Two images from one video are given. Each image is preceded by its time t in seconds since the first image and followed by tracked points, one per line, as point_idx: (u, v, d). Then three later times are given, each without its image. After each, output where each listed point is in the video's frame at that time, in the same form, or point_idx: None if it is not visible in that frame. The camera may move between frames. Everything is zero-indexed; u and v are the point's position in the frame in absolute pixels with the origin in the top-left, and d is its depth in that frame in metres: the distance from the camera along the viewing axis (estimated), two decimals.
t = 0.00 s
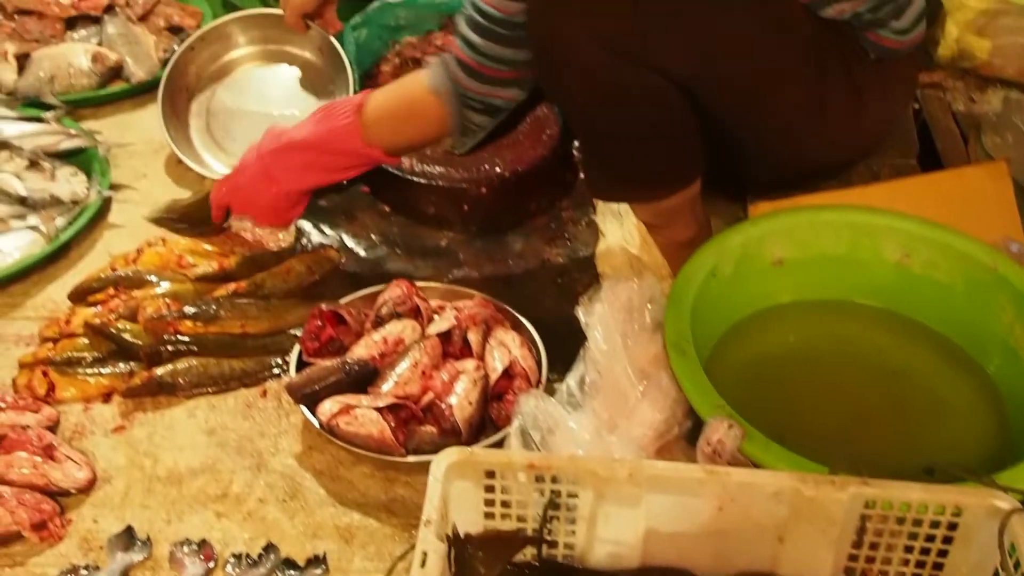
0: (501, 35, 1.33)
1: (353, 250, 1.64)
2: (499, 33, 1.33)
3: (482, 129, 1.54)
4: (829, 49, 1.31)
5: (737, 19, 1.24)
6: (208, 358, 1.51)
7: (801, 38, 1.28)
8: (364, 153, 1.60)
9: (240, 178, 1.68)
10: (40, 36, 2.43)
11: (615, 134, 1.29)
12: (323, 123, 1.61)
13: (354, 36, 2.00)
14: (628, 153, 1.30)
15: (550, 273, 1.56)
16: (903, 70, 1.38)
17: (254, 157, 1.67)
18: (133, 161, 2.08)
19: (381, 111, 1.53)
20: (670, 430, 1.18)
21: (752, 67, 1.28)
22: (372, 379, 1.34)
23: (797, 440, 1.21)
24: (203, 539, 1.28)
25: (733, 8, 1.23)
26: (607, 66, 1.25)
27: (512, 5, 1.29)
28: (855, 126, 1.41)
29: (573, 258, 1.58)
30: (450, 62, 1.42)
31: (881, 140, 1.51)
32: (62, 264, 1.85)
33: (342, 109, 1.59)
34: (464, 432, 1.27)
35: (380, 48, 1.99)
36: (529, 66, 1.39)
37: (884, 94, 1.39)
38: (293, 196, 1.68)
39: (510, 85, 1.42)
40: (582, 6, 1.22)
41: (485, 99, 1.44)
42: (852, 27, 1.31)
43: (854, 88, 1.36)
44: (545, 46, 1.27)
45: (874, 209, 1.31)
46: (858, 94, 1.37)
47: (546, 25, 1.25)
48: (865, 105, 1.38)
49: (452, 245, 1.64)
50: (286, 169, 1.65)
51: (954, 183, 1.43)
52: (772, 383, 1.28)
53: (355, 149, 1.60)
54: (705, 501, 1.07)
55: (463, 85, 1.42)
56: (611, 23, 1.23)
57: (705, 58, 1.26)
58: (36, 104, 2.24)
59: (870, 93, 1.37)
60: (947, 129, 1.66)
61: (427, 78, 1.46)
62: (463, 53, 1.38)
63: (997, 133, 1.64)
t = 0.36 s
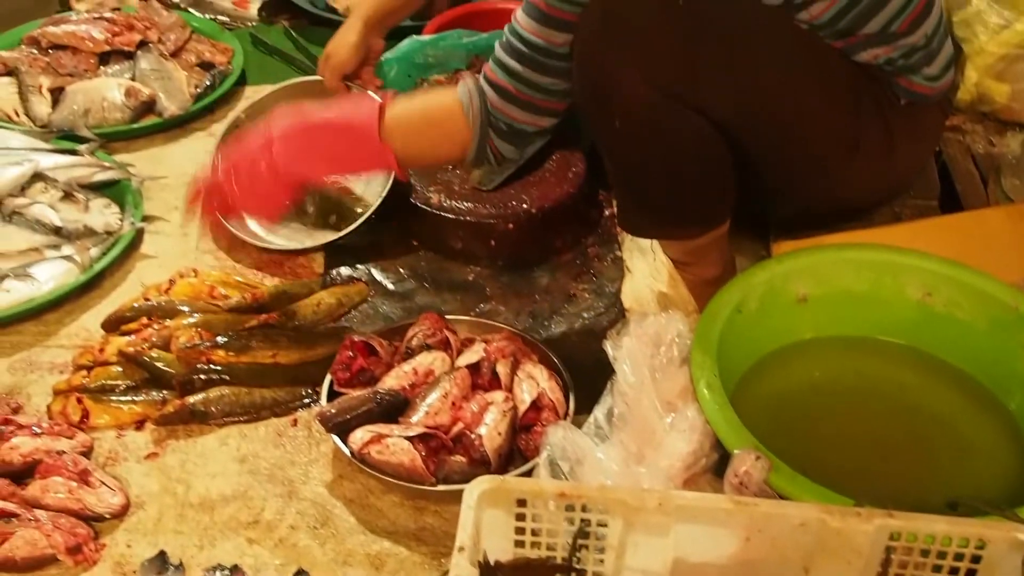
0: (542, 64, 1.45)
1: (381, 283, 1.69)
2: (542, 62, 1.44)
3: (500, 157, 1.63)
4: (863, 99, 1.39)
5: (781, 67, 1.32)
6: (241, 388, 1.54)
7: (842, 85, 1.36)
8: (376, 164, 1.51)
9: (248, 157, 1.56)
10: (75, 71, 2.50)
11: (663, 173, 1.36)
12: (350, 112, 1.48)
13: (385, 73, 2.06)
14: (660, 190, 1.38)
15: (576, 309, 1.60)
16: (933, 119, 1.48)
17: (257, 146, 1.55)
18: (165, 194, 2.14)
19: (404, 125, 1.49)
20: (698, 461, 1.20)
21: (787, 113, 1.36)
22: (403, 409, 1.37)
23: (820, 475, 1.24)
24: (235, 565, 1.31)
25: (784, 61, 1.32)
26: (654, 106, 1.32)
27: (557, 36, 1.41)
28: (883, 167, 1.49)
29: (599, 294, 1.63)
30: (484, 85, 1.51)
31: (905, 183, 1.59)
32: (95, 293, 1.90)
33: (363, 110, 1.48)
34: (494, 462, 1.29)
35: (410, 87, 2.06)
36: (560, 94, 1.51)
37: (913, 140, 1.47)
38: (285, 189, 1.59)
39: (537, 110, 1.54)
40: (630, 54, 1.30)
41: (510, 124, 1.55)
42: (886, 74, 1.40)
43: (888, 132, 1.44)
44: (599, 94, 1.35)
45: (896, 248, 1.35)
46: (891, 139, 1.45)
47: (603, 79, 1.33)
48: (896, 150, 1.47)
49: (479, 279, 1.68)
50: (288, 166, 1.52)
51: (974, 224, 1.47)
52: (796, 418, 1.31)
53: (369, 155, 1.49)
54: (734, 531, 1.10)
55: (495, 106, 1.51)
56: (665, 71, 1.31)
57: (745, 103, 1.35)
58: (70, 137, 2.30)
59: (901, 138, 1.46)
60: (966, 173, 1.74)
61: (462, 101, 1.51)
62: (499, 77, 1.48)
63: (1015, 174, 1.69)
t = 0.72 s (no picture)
0: (562, 112, 1.34)
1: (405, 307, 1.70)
2: (562, 111, 1.34)
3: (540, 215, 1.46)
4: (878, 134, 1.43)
5: (797, 104, 1.36)
6: (268, 408, 1.57)
7: (857, 120, 1.40)
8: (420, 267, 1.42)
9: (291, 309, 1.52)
10: (105, 97, 2.56)
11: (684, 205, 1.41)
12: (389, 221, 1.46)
13: (411, 103, 2.10)
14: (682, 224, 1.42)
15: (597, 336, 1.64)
16: (948, 150, 1.52)
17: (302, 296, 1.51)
18: (193, 218, 2.20)
19: (434, 222, 1.40)
20: (720, 485, 1.23)
21: (807, 148, 1.40)
22: (429, 431, 1.39)
23: (840, 502, 1.27)
24: None
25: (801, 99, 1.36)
26: (671, 141, 1.35)
27: (575, 82, 1.32)
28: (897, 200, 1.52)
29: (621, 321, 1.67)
30: (506, 147, 1.38)
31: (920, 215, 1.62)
32: (124, 314, 1.94)
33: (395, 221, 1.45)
34: (518, 484, 1.32)
35: (435, 117, 2.13)
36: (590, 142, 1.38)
37: (926, 173, 1.51)
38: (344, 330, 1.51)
39: (567, 162, 1.38)
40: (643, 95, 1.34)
41: (540, 178, 1.38)
42: (901, 108, 1.44)
43: (903, 166, 1.48)
44: (614, 133, 1.38)
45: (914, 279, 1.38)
46: (906, 170, 1.49)
47: (619, 118, 1.36)
48: (910, 181, 1.50)
49: (502, 305, 1.71)
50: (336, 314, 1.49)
51: (990, 256, 1.50)
52: (816, 447, 1.35)
53: (413, 262, 1.42)
54: (757, 554, 1.12)
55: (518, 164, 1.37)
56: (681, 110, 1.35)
57: (761, 138, 1.38)
58: (100, 161, 2.35)
59: (914, 171, 1.49)
60: (983, 209, 1.76)
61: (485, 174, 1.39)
62: (519, 131, 1.36)
63: None
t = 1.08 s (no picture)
0: (590, 133, 1.41)
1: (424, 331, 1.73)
2: (592, 132, 1.41)
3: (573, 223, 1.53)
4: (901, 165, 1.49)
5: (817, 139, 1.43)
6: (286, 429, 1.60)
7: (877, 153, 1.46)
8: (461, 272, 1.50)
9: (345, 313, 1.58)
10: (126, 120, 2.60)
11: (711, 232, 1.46)
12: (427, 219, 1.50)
13: (429, 130, 2.15)
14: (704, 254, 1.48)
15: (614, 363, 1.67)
16: (967, 185, 1.58)
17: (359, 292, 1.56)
18: (211, 241, 2.23)
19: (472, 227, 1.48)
20: (736, 510, 1.24)
21: (828, 177, 1.46)
22: (446, 454, 1.41)
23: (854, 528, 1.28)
24: None
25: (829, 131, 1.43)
26: (694, 172, 1.42)
27: (603, 106, 1.39)
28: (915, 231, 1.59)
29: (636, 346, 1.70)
30: (540, 162, 1.46)
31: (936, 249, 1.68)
32: (143, 336, 1.96)
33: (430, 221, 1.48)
34: (535, 507, 1.34)
35: (454, 143, 2.16)
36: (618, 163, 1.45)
37: (947, 208, 1.57)
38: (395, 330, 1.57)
39: (600, 181, 1.46)
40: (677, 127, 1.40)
41: (571, 197, 1.46)
42: (922, 141, 1.51)
43: (925, 200, 1.54)
44: (644, 163, 1.43)
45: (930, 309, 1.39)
46: (927, 205, 1.55)
47: (645, 145, 1.41)
48: (930, 214, 1.57)
49: (519, 330, 1.73)
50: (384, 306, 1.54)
51: (1007, 286, 1.52)
52: (829, 473, 1.36)
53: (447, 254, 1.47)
54: None
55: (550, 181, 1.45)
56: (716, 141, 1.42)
57: (785, 171, 1.45)
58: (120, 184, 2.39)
59: (934, 202, 1.55)
60: (995, 238, 1.80)
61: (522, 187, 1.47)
62: (552, 150, 1.43)
63: None
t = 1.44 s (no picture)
0: (594, 171, 1.45)
1: (437, 362, 1.79)
2: (595, 170, 1.45)
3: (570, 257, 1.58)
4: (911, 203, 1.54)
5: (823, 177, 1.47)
6: (300, 459, 1.60)
7: (884, 187, 1.51)
8: (452, 292, 1.68)
9: (331, 330, 1.71)
10: (139, 147, 2.62)
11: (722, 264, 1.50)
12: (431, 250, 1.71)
13: (443, 162, 2.16)
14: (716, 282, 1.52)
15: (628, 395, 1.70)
16: (974, 223, 1.62)
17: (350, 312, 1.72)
18: (225, 270, 2.25)
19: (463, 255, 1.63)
20: (751, 543, 1.23)
21: (834, 210, 1.51)
22: (461, 486, 1.41)
23: (871, 563, 1.27)
24: None
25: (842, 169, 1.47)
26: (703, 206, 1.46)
27: (607, 145, 1.42)
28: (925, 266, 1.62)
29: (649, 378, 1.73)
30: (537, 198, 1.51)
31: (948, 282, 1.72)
32: (157, 365, 1.97)
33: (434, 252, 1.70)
34: (550, 539, 1.34)
35: (469, 174, 2.18)
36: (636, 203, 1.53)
37: (956, 240, 1.61)
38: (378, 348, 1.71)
39: (596, 216, 1.51)
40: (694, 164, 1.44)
41: (565, 232, 1.51)
42: (933, 177, 1.55)
43: (933, 233, 1.58)
44: (655, 201, 1.49)
45: (940, 342, 1.41)
46: (936, 237, 1.59)
47: (659, 181, 1.45)
48: (939, 247, 1.61)
49: (532, 361, 1.78)
50: (377, 322, 1.71)
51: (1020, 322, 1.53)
52: (844, 507, 1.35)
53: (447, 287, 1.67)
54: None
55: (542, 214, 1.50)
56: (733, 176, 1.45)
57: (795, 207, 1.50)
58: (134, 212, 2.40)
59: (942, 235, 1.59)
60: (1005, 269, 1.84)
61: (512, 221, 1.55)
62: (553, 185, 1.47)
63: None
